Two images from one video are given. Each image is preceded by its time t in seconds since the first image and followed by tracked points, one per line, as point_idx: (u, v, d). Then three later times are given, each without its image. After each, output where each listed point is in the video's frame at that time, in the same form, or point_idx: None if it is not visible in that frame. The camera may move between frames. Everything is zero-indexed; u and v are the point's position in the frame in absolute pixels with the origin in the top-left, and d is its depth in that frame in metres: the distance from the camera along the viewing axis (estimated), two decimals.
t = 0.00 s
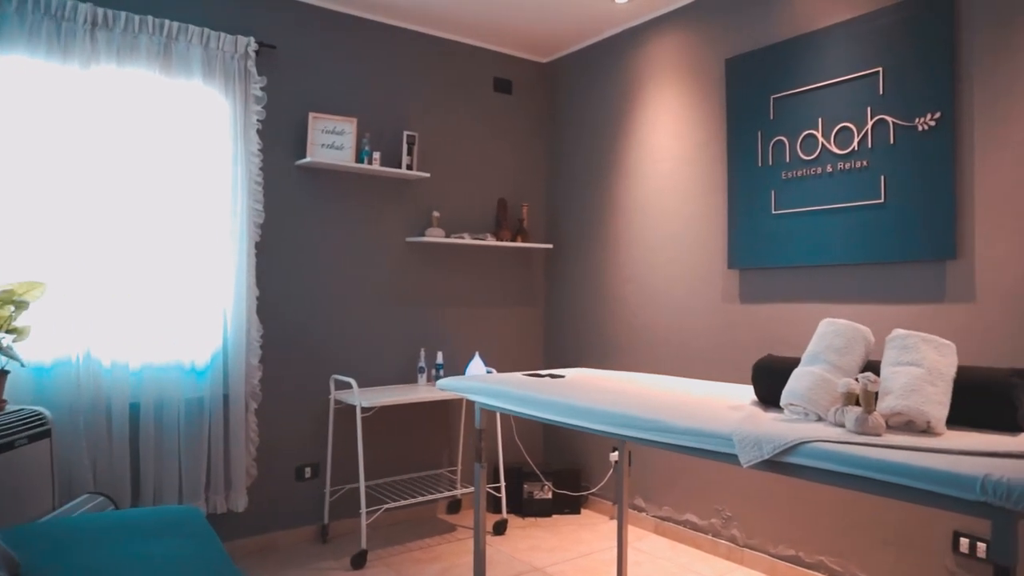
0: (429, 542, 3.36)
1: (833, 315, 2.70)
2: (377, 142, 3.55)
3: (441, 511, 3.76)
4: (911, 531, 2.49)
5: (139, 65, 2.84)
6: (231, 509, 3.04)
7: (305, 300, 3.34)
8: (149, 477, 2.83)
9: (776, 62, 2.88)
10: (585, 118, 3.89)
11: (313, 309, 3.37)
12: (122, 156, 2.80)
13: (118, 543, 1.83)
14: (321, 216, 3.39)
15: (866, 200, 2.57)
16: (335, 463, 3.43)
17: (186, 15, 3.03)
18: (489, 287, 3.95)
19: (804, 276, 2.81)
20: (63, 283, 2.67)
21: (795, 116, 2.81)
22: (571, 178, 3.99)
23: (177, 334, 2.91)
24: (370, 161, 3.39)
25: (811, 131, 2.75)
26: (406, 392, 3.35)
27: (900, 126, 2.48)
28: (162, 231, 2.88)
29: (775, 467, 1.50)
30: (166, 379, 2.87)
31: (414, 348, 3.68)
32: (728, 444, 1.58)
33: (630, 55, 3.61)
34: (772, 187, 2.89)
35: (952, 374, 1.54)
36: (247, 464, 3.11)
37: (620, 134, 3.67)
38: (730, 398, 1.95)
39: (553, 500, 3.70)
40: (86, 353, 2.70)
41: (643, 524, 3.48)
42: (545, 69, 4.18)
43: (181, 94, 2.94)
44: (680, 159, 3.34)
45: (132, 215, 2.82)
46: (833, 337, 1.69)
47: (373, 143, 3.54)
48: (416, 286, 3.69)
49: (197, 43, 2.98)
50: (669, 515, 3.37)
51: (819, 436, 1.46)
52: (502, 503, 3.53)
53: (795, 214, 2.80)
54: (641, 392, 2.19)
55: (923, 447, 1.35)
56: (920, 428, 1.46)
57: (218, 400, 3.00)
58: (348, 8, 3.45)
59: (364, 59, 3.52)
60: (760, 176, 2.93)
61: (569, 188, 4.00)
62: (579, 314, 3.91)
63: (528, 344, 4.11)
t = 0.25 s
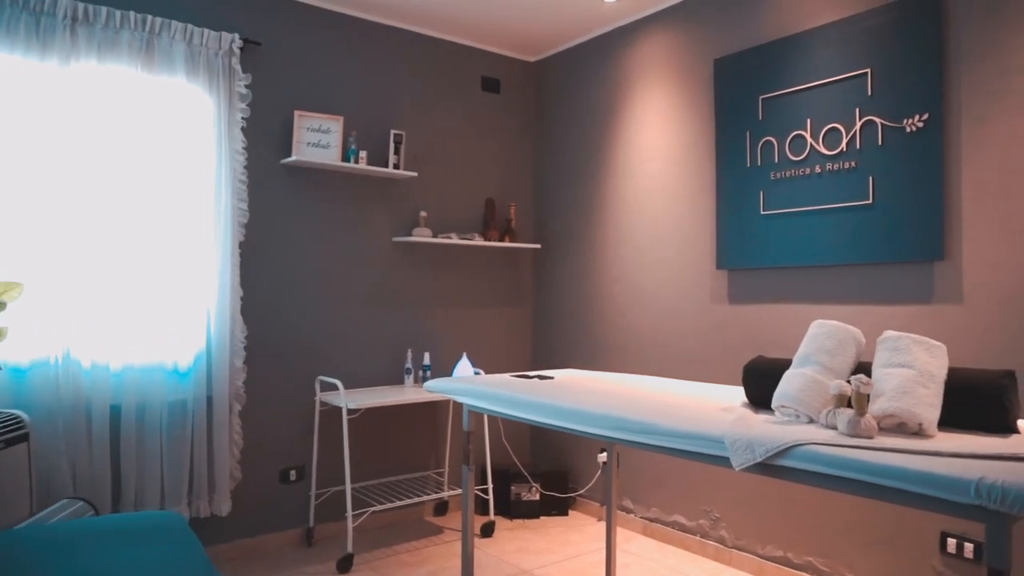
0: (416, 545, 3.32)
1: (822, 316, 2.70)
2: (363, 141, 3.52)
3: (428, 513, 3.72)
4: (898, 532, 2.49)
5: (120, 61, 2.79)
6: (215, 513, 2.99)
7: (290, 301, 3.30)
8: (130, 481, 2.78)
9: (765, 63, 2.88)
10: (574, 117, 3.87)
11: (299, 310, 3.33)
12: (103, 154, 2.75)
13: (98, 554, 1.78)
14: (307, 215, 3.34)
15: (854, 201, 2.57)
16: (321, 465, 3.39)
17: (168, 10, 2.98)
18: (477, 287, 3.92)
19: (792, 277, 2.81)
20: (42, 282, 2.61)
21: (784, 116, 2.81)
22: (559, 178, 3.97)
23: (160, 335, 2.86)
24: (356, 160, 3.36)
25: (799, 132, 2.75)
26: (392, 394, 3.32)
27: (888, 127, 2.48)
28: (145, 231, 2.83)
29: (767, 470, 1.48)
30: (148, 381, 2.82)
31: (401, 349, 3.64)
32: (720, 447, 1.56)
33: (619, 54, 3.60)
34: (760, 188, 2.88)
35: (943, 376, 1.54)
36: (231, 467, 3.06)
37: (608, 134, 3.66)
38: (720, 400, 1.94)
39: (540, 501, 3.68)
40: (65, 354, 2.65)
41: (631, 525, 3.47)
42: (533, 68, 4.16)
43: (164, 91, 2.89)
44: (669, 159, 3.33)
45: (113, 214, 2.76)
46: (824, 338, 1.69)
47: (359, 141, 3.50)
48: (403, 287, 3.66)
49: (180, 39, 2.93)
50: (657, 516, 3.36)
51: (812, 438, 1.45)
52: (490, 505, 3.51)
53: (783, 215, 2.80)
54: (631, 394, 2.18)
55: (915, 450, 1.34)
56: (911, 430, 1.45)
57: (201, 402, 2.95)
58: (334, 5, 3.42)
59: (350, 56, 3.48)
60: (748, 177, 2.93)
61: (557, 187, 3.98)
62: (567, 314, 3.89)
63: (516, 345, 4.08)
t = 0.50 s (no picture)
0: (403, 548, 3.29)
1: (811, 317, 2.69)
2: (350, 139, 3.48)
3: (415, 516, 3.69)
4: (887, 533, 2.50)
5: (101, 57, 2.74)
6: (198, 517, 2.94)
7: (275, 301, 3.26)
8: (111, 485, 2.73)
9: (754, 63, 2.88)
10: (562, 117, 3.86)
11: (284, 310, 3.28)
12: (84, 151, 2.69)
13: (76, 561, 1.73)
14: (292, 214, 3.30)
15: (842, 201, 2.57)
16: (306, 467, 3.35)
17: (151, 6, 2.93)
18: (464, 288, 3.90)
19: (781, 277, 2.81)
20: (19, 281, 2.56)
21: (773, 117, 2.81)
22: (548, 178, 3.95)
23: (142, 336, 2.81)
24: (343, 159, 3.32)
25: (788, 133, 2.75)
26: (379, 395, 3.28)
27: (877, 127, 2.49)
28: (126, 229, 2.78)
29: (759, 473, 1.47)
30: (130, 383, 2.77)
31: (388, 350, 3.61)
32: (712, 449, 1.54)
33: (607, 54, 3.58)
34: (749, 188, 2.88)
35: (935, 378, 1.53)
36: (214, 470, 3.01)
37: (597, 134, 3.64)
38: (711, 402, 1.92)
39: (528, 503, 3.65)
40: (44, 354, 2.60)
41: (620, 527, 3.45)
42: (521, 67, 4.14)
43: (146, 88, 2.84)
44: (657, 159, 3.32)
45: (94, 212, 2.71)
46: (815, 340, 1.68)
47: (346, 140, 3.46)
48: (390, 287, 3.62)
49: (163, 35, 2.88)
50: (645, 517, 3.35)
51: (805, 441, 1.44)
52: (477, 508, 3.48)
53: (772, 215, 2.80)
54: (620, 395, 2.16)
55: (909, 452, 1.33)
56: (904, 431, 1.44)
57: (184, 404, 2.90)
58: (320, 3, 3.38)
59: (337, 54, 3.44)
60: (737, 177, 2.92)
61: (545, 187, 3.96)
62: (555, 315, 3.87)
63: (504, 346, 4.06)
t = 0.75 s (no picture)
0: (390, 551, 3.26)
1: (799, 317, 2.69)
2: (336, 138, 3.44)
3: (402, 518, 3.66)
4: (875, 534, 2.50)
5: (81, 52, 2.68)
6: (181, 521, 2.89)
7: (260, 302, 3.21)
8: (91, 489, 2.67)
9: (743, 64, 2.87)
10: (550, 116, 3.84)
11: (269, 311, 3.24)
12: (63, 147, 2.64)
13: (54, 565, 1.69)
14: (277, 214, 3.26)
15: (831, 202, 2.57)
16: (292, 470, 3.31)
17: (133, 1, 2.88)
18: (452, 288, 3.87)
19: (770, 278, 2.80)
20: None
21: (762, 118, 2.80)
22: (536, 178, 3.93)
23: (122, 337, 2.76)
24: (329, 158, 3.28)
25: (777, 133, 2.75)
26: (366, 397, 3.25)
27: (866, 128, 2.49)
28: (106, 227, 2.73)
29: (752, 475, 1.45)
30: (111, 384, 2.71)
31: (374, 351, 3.57)
32: (704, 452, 1.53)
33: (596, 53, 3.57)
34: (738, 189, 2.87)
35: (927, 380, 1.52)
36: (198, 473, 2.97)
37: (585, 134, 3.63)
38: (702, 404, 1.91)
39: (516, 505, 3.63)
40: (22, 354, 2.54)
41: (608, 528, 3.44)
42: (509, 66, 4.12)
43: (128, 84, 2.79)
44: (646, 159, 3.31)
45: (73, 210, 2.66)
46: (807, 341, 1.67)
47: (332, 139, 3.42)
48: (376, 288, 3.58)
49: (145, 31, 2.83)
50: (634, 519, 3.34)
51: (798, 443, 1.42)
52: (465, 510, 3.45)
53: (761, 216, 2.79)
54: (610, 397, 2.14)
55: (902, 455, 1.32)
56: (897, 434, 1.44)
57: (167, 406, 2.85)
58: None
59: (322, 52, 3.40)
60: (726, 178, 2.92)
61: (533, 187, 3.94)
62: (543, 316, 3.85)
63: (492, 347, 4.04)
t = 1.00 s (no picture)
0: (377, 554, 3.22)
1: (789, 318, 2.69)
2: (322, 137, 3.40)
3: (389, 521, 3.62)
4: (864, 534, 2.50)
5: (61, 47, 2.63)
6: (164, 525, 2.84)
7: (244, 302, 3.16)
8: (71, 493, 2.62)
9: (732, 64, 2.87)
10: (539, 116, 3.81)
11: (254, 311, 3.19)
12: (43, 144, 2.58)
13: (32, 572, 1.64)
14: (263, 213, 3.21)
15: (821, 203, 2.57)
16: (277, 473, 3.26)
17: None
18: (439, 288, 3.84)
19: (759, 278, 2.80)
20: None
21: (751, 118, 2.80)
22: (524, 178, 3.91)
23: (104, 338, 2.71)
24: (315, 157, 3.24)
25: (767, 134, 2.74)
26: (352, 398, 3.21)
27: (855, 129, 2.49)
28: (86, 225, 2.67)
29: (745, 478, 1.44)
30: (92, 386, 2.66)
31: (361, 352, 3.54)
32: (697, 455, 1.51)
33: (585, 53, 3.55)
34: (728, 189, 2.87)
35: (919, 381, 1.51)
36: (181, 476, 2.92)
37: (574, 133, 3.61)
38: (692, 405, 1.89)
39: (504, 507, 3.61)
40: None
41: (597, 530, 3.43)
42: (497, 65, 4.09)
43: (110, 81, 2.74)
44: (635, 159, 3.29)
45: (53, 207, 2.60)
46: (799, 343, 1.66)
47: (318, 138, 3.38)
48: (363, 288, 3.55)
49: (127, 26, 2.77)
50: (623, 520, 3.33)
51: (791, 446, 1.41)
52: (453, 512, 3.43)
53: (750, 216, 2.79)
54: (600, 399, 2.12)
55: (896, 457, 1.31)
56: (890, 436, 1.43)
57: (150, 408, 2.80)
58: None
59: (309, 49, 3.36)
60: (716, 178, 2.91)
61: (522, 187, 3.92)
62: (531, 316, 3.83)
63: (480, 347, 4.01)
